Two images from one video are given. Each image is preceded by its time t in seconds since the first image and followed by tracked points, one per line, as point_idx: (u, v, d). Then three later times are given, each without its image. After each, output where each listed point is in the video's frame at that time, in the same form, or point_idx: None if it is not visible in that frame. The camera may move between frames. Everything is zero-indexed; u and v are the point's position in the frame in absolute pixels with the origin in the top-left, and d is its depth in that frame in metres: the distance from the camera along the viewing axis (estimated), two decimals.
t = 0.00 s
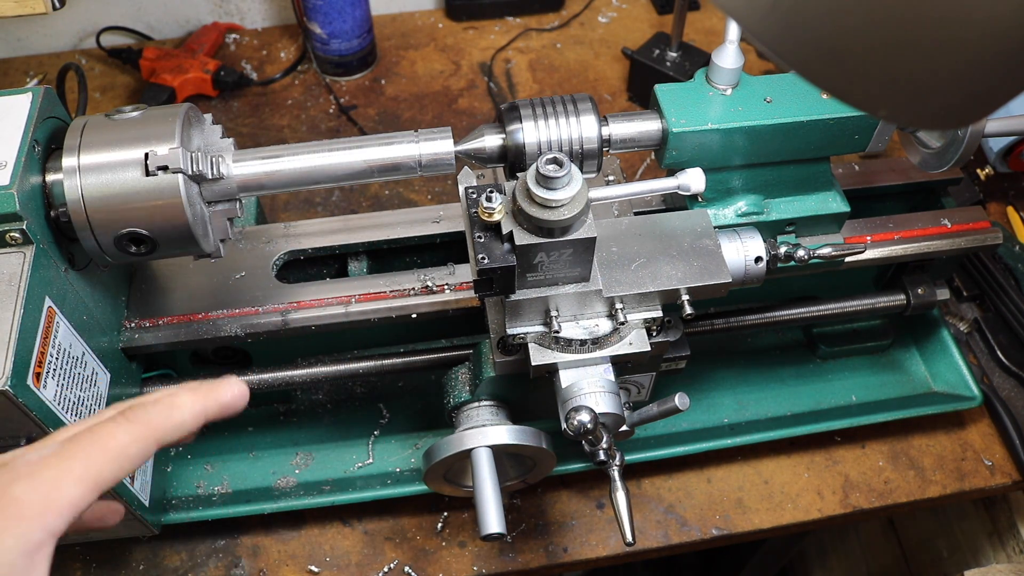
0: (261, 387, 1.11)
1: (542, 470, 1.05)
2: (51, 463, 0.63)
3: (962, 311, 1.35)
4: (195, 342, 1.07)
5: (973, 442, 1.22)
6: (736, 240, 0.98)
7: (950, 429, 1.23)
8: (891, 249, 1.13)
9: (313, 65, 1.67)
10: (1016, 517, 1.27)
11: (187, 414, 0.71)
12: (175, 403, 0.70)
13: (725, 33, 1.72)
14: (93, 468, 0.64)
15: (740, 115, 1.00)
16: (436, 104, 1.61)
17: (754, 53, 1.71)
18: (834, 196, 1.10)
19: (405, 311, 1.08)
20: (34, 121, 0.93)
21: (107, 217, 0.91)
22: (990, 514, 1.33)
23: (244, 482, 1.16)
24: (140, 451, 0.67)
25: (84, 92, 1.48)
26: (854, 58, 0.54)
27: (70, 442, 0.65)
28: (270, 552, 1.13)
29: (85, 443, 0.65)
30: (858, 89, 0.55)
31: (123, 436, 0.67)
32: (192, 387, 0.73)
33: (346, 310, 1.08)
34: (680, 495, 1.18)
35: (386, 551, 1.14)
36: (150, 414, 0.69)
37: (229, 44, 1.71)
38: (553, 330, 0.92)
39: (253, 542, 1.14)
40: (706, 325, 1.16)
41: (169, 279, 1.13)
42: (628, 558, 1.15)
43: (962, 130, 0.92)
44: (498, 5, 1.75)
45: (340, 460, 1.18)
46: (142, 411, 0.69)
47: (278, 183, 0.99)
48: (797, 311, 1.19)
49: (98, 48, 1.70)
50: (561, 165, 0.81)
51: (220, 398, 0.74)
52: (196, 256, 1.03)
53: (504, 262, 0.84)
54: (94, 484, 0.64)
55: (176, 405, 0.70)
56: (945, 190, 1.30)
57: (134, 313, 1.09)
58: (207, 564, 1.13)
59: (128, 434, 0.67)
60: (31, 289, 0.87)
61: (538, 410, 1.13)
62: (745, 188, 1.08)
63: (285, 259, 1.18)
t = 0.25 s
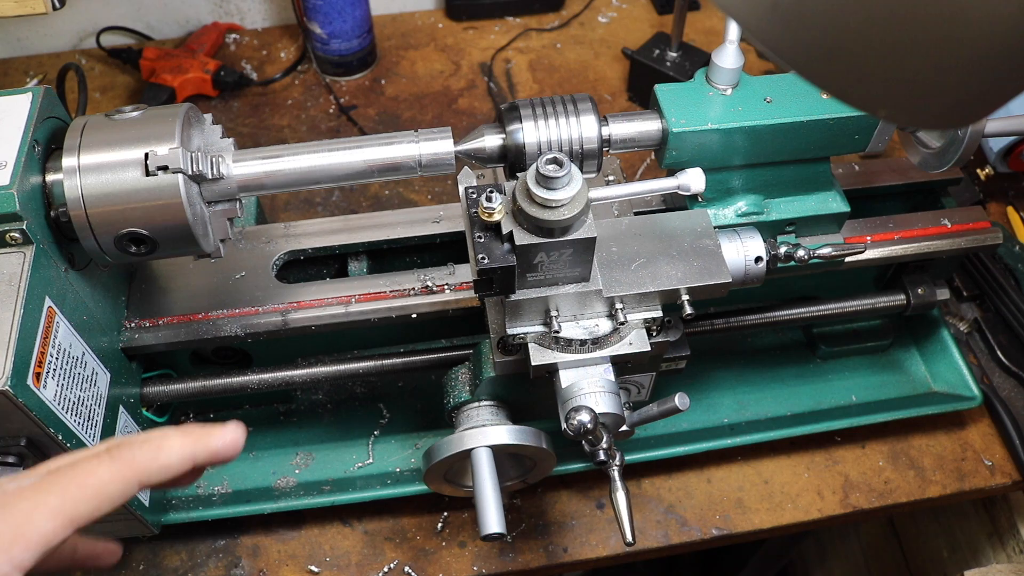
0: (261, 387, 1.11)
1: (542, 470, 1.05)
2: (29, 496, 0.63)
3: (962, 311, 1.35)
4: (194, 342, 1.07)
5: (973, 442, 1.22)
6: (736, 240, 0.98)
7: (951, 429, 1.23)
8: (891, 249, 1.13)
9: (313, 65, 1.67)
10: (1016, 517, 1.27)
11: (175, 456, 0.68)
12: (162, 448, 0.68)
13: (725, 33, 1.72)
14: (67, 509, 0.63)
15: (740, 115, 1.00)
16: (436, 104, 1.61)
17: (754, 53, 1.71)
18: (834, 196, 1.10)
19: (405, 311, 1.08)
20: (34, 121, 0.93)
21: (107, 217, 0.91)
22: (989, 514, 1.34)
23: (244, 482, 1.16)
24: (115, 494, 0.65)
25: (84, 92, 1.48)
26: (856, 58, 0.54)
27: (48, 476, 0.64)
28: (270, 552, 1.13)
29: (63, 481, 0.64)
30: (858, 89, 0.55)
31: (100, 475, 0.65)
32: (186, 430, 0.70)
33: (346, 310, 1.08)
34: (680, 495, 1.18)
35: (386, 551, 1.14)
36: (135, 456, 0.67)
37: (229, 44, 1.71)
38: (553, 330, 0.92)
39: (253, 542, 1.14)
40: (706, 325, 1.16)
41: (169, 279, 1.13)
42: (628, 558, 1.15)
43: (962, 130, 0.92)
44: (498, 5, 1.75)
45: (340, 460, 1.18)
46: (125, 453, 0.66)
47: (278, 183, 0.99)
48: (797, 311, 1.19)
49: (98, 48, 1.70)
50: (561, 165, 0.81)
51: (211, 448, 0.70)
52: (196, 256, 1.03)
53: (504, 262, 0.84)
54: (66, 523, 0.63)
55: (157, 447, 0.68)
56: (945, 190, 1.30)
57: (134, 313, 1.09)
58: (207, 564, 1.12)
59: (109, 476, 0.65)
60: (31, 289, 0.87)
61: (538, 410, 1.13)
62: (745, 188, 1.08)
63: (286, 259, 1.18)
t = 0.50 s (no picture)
0: (261, 387, 1.11)
1: (542, 470, 1.05)
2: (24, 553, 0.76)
3: (962, 311, 1.35)
4: (194, 342, 1.07)
5: (973, 442, 1.22)
6: (736, 240, 0.98)
7: (951, 429, 1.23)
8: (891, 249, 1.13)
9: (313, 65, 1.67)
10: (1016, 517, 1.27)
11: (132, 534, 0.84)
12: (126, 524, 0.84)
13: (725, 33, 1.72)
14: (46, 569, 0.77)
15: (740, 115, 1.00)
16: (436, 104, 1.61)
17: (755, 53, 1.71)
18: (835, 196, 1.10)
19: (405, 312, 1.08)
20: (34, 121, 0.93)
21: (107, 216, 0.91)
22: (990, 514, 1.33)
23: (244, 482, 1.16)
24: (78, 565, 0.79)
25: (84, 92, 1.48)
26: (855, 58, 0.54)
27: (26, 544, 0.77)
28: (270, 551, 1.13)
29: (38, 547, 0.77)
30: (858, 89, 0.55)
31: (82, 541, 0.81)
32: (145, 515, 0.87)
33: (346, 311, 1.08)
34: (680, 494, 1.18)
35: (385, 551, 1.14)
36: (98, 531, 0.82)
37: (229, 45, 1.71)
38: (553, 330, 0.92)
39: (252, 542, 1.14)
40: (706, 325, 1.16)
41: (169, 279, 1.13)
42: (628, 558, 1.15)
43: (962, 130, 0.92)
44: (498, 5, 1.75)
45: (340, 460, 1.18)
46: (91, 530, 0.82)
47: (278, 183, 0.99)
48: (797, 311, 1.19)
49: (98, 48, 1.70)
50: (561, 166, 0.81)
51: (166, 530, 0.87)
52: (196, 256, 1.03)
53: (504, 262, 0.84)
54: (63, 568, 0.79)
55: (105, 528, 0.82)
56: (945, 190, 1.30)
57: (134, 313, 1.09)
58: (207, 564, 1.12)
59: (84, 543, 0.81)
60: (32, 288, 0.87)
61: (538, 410, 1.13)
62: (746, 188, 1.08)
63: (286, 259, 1.18)
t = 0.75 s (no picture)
0: (261, 387, 1.11)
1: (542, 470, 1.05)
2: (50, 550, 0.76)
3: (962, 311, 1.35)
4: (195, 342, 1.07)
5: (973, 442, 1.22)
6: (736, 240, 0.98)
7: (950, 429, 1.23)
8: (891, 249, 1.13)
9: (313, 65, 1.67)
10: (1016, 517, 1.27)
11: (160, 535, 0.85)
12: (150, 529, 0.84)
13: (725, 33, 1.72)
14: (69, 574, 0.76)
15: (740, 115, 1.00)
16: (436, 104, 1.61)
17: (755, 53, 1.71)
18: (834, 196, 1.10)
19: (405, 311, 1.08)
20: (34, 121, 0.93)
21: (107, 216, 0.91)
22: (990, 514, 1.33)
23: (244, 482, 1.16)
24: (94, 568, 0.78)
25: (84, 92, 1.48)
26: (855, 57, 0.53)
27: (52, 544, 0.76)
28: (270, 551, 1.13)
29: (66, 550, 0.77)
30: (858, 89, 0.54)
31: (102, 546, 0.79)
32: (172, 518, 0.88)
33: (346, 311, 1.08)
34: (680, 494, 1.18)
35: (385, 551, 1.14)
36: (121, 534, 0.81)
37: (229, 45, 1.71)
38: (553, 330, 0.92)
39: (253, 542, 1.14)
40: (706, 325, 1.16)
41: (169, 279, 1.13)
42: (628, 558, 1.15)
43: (962, 130, 0.92)
44: (498, 5, 1.75)
45: (340, 460, 1.18)
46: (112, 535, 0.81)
47: (278, 183, 0.99)
48: (797, 311, 1.19)
49: (98, 48, 1.70)
50: (561, 166, 0.81)
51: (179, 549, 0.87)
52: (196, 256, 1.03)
53: (504, 262, 0.84)
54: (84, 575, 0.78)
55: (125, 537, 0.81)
56: (944, 190, 1.30)
57: (134, 313, 1.09)
58: (207, 564, 1.12)
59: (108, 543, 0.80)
60: (32, 289, 0.87)
61: (538, 410, 1.13)
62: (746, 188, 1.08)
63: (286, 259, 1.18)
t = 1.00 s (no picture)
0: (261, 387, 1.11)
1: (542, 470, 1.05)
2: None
3: (962, 311, 1.35)
4: (195, 342, 1.07)
5: (973, 442, 1.22)
6: (736, 240, 0.98)
7: (950, 429, 1.23)
8: (891, 249, 1.13)
9: (313, 65, 1.67)
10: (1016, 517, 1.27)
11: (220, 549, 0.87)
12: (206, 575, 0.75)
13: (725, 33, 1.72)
14: None
15: (740, 115, 1.00)
16: (436, 104, 1.61)
17: (755, 53, 1.71)
18: (834, 196, 1.10)
19: (405, 311, 1.08)
20: (34, 121, 0.93)
21: (107, 216, 0.91)
22: (989, 514, 1.33)
23: (244, 482, 1.16)
24: None
25: (84, 92, 1.48)
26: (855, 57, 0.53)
27: None
28: (270, 551, 1.13)
29: None
30: (859, 88, 0.54)
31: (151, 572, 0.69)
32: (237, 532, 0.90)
33: (346, 311, 1.08)
34: (680, 494, 1.18)
35: (385, 551, 1.14)
36: None
37: (229, 45, 1.71)
38: (553, 330, 0.92)
39: (253, 542, 1.14)
40: (706, 325, 1.16)
41: (169, 279, 1.13)
42: (628, 558, 1.15)
43: (962, 130, 0.92)
44: (498, 5, 1.75)
45: (340, 460, 1.18)
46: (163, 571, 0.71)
47: (278, 183, 0.99)
48: (797, 311, 1.19)
49: (98, 48, 1.70)
50: (561, 166, 0.81)
51: None
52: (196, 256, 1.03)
53: (504, 262, 0.84)
54: None
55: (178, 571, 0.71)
56: (944, 190, 1.30)
57: (134, 313, 1.09)
58: (207, 564, 1.12)
59: None
60: (31, 289, 0.87)
61: (538, 410, 1.13)
62: (746, 188, 1.08)
63: (286, 259, 1.18)
